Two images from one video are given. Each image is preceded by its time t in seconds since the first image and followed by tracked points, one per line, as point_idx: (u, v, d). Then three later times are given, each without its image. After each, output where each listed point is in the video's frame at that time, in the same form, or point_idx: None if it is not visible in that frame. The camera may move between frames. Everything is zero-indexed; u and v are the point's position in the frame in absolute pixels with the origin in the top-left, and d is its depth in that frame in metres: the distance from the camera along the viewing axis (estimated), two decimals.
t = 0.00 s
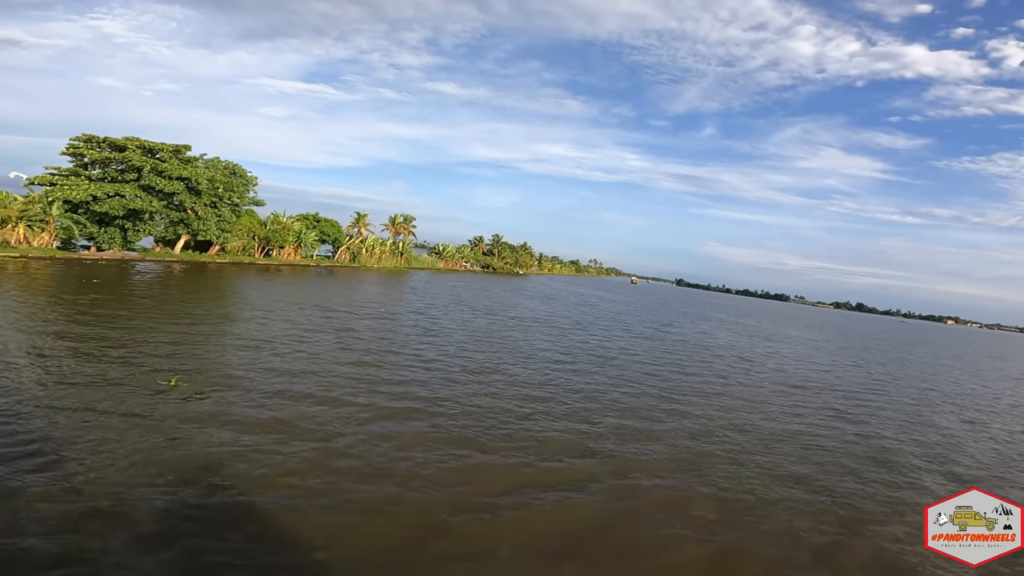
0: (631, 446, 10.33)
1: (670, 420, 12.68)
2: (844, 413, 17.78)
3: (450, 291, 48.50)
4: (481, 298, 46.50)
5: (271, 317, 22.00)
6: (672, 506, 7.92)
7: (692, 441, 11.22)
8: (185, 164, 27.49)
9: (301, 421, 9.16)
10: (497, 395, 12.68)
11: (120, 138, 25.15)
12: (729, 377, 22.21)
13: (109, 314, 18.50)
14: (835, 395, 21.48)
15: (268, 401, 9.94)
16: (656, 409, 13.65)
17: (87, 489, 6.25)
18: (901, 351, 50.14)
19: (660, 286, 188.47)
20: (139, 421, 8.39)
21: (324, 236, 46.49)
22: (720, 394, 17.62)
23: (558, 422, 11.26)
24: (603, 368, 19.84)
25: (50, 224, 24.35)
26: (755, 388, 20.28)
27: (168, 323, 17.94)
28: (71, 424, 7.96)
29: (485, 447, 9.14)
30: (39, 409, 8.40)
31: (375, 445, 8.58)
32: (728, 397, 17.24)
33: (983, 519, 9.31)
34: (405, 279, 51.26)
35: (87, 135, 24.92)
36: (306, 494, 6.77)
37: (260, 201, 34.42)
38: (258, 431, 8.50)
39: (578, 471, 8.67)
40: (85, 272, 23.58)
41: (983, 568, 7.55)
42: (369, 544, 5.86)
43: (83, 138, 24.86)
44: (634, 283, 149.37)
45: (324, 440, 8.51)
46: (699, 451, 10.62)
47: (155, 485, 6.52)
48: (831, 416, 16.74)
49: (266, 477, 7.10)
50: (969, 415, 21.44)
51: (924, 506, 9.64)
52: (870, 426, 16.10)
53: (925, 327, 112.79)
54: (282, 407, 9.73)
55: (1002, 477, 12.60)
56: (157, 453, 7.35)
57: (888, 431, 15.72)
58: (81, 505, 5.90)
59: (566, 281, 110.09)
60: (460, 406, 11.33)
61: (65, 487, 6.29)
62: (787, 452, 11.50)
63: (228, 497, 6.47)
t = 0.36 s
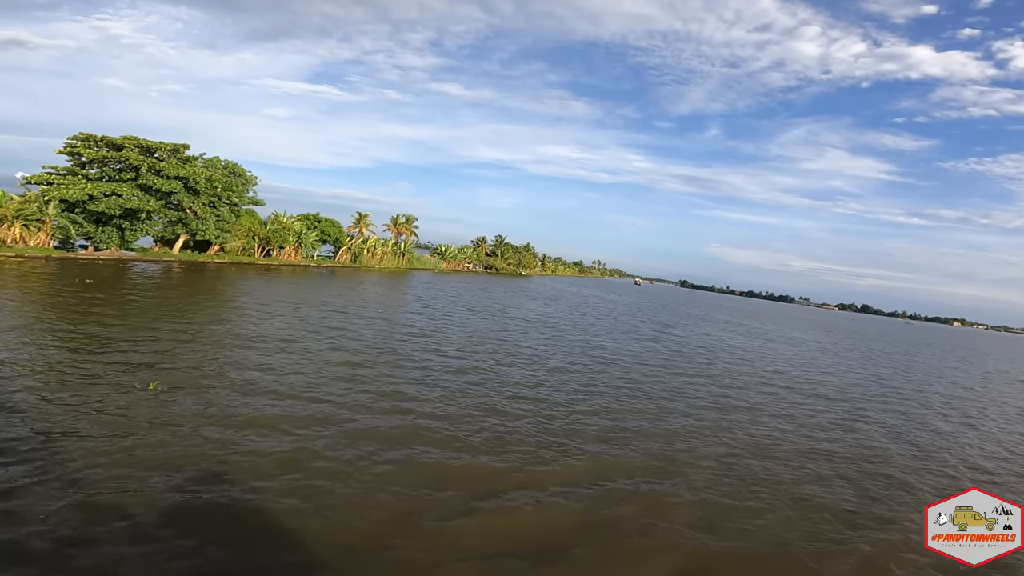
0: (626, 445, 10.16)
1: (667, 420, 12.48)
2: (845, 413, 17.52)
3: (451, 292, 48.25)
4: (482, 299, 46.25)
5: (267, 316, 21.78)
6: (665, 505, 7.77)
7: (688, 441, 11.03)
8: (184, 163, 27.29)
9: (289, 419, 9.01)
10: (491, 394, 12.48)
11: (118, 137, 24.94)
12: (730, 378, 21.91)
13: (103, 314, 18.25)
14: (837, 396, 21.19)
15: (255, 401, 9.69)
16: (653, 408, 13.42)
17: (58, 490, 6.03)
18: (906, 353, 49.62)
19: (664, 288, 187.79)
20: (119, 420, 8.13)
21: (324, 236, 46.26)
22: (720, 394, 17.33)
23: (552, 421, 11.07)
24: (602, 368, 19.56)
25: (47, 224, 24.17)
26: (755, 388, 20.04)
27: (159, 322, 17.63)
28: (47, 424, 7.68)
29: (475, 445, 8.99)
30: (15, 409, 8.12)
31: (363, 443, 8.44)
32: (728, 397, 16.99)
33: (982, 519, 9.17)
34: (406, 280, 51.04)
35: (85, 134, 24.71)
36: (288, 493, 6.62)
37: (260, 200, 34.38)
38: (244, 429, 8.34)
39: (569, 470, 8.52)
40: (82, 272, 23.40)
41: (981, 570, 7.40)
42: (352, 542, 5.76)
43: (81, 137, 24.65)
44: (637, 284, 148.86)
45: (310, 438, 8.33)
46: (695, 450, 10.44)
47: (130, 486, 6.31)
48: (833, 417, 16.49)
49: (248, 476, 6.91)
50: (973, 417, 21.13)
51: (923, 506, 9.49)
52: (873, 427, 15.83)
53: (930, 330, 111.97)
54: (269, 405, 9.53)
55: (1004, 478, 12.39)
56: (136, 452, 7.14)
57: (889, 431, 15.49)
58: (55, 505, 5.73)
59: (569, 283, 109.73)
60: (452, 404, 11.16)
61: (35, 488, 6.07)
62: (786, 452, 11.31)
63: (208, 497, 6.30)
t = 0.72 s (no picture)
0: (617, 443, 9.89)
1: (662, 418, 12.19)
2: (846, 411, 17.19)
3: (450, 290, 47.94)
4: (481, 297, 45.91)
5: (261, 315, 21.50)
6: (654, 504, 7.51)
7: (682, 438, 10.76)
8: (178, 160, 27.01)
9: (269, 416, 8.77)
10: (480, 391, 12.18)
11: (110, 134, 24.66)
12: (730, 376, 21.58)
13: (91, 312, 17.94)
14: (839, 395, 20.83)
15: (235, 398, 9.43)
16: (647, 405, 13.12)
17: (14, 490, 5.79)
18: (910, 352, 49.08)
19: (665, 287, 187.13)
20: (91, 418, 7.87)
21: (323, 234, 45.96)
22: (718, 392, 17.02)
23: (542, 418, 10.81)
24: (599, 366, 19.23)
25: (38, 222, 23.91)
26: (754, 386, 19.71)
27: (148, 321, 17.33)
28: (14, 423, 7.42)
29: (460, 443, 8.74)
30: None
31: (344, 440, 8.19)
32: (726, 395, 16.68)
33: (984, 519, 8.88)
34: (405, 278, 50.73)
35: (77, 131, 24.44)
36: (260, 492, 6.40)
37: (257, 198, 34.07)
38: (221, 427, 8.10)
39: (556, 468, 8.27)
40: (74, 270, 23.13)
41: (980, 573, 7.08)
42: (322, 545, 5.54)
43: (73, 134, 24.36)
44: (639, 282, 148.32)
45: (285, 436, 8.06)
46: (688, 449, 10.17)
47: (90, 485, 6.05)
48: (833, 415, 16.16)
49: (220, 474, 6.68)
50: (978, 416, 20.76)
51: (923, 505, 9.21)
52: (874, 425, 15.51)
53: (934, 329, 111.22)
54: (251, 403, 9.29)
55: (1007, 476, 12.07)
56: (106, 450, 6.91)
57: (890, 429, 15.15)
58: (11, 506, 5.49)
59: (570, 281, 109.24)
60: (440, 402, 10.91)
61: None
62: (782, 450, 11.02)
63: (176, 496, 6.08)
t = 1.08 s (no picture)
0: (607, 444, 9.65)
1: (656, 418, 11.95)
2: (846, 413, 16.89)
3: (450, 290, 47.70)
4: (481, 297, 45.65)
5: (256, 314, 21.24)
6: (643, 505, 7.30)
7: (676, 439, 10.51)
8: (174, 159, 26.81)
9: (250, 414, 8.56)
10: (470, 391, 11.95)
11: (105, 132, 24.45)
12: (730, 378, 21.27)
13: (80, 310, 17.67)
14: (840, 397, 20.51)
15: (217, 397, 9.19)
16: (641, 406, 12.87)
17: None
18: (914, 354, 48.59)
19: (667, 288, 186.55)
20: (64, 416, 7.65)
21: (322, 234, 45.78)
22: (715, 393, 16.75)
23: (532, 417, 10.58)
24: (596, 367, 18.94)
25: (32, 220, 23.71)
26: (753, 387, 19.41)
27: (137, 320, 17.07)
28: None
29: (446, 442, 8.53)
30: None
31: (325, 439, 7.99)
32: (723, 396, 16.40)
33: (982, 519, 8.63)
34: (404, 278, 50.50)
35: (72, 129, 24.24)
36: (234, 491, 6.20)
37: (254, 196, 33.84)
38: (199, 425, 7.89)
39: (543, 468, 8.05)
40: (68, 268, 22.92)
41: None
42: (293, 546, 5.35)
43: (68, 132, 24.14)
44: (641, 284, 147.85)
45: (265, 434, 7.85)
46: (681, 449, 9.93)
47: (51, 484, 5.83)
48: (832, 417, 15.87)
49: (194, 473, 6.48)
50: (981, 419, 20.38)
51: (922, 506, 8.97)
52: (874, 427, 15.21)
53: (938, 331, 110.46)
54: (233, 401, 9.08)
55: (1008, 478, 11.79)
56: (76, 448, 6.70)
57: (891, 432, 14.85)
58: None
59: (572, 282, 108.94)
60: (428, 401, 10.68)
61: None
62: (778, 451, 10.77)
63: (145, 495, 5.88)
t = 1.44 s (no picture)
0: (595, 439, 9.36)
1: (647, 415, 11.65)
2: (847, 410, 16.50)
3: (449, 286, 47.34)
4: (480, 294, 45.26)
5: (249, 310, 20.91)
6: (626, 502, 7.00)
7: (667, 435, 10.22)
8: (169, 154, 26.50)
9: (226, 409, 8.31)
10: (458, 386, 11.67)
11: (98, 128, 24.16)
12: (729, 374, 20.91)
13: (70, 306, 17.43)
14: (841, 394, 20.08)
15: (196, 392, 8.94)
16: (635, 402, 12.58)
17: None
18: (919, 352, 47.91)
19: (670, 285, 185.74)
20: (33, 412, 7.42)
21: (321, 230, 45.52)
22: (713, 389, 16.41)
23: (519, 413, 10.31)
24: (593, 364, 18.61)
25: (26, 216, 23.50)
26: (752, 384, 19.03)
27: (126, 315, 16.82)
28: None
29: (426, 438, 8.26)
30: None
31: (301, 434, 7.74)
32: (721, 392, 16.06)
33: (984, 520, 8.26)
34: (403, 274, 50.16)
35: (65, 124, 23.99)
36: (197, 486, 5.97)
37: (251, 192, 33.52)
38: (172, 419, 7.67)
39: (524, 465, 7.76)
40: (60, 264, 22.69)
41: None
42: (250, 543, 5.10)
43: (61, 128, 23.86)
44: (643, 280, 147.14)
45: (239, 429, 7.62)
46: (671, 445, 9.64)
47: (9, 478, 5.64)
48: (832, 414, 15.48)
49: (159, 468, 6.25)
50: (986, 417, 19.91)
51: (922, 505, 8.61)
52: (875, 424, 14.83)
53: (944, 328, 109.41)
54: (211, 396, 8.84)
55: (1012, 477, 11.40)
56: (39, 443, 6.48)
57: (892, 429, 14.46)
58: None
59: (574, 278, 108.40)
60: (413, 396, 10.41)
61: None
62: (772, 447, 10.46)
63: (104, 490, 5.66)
